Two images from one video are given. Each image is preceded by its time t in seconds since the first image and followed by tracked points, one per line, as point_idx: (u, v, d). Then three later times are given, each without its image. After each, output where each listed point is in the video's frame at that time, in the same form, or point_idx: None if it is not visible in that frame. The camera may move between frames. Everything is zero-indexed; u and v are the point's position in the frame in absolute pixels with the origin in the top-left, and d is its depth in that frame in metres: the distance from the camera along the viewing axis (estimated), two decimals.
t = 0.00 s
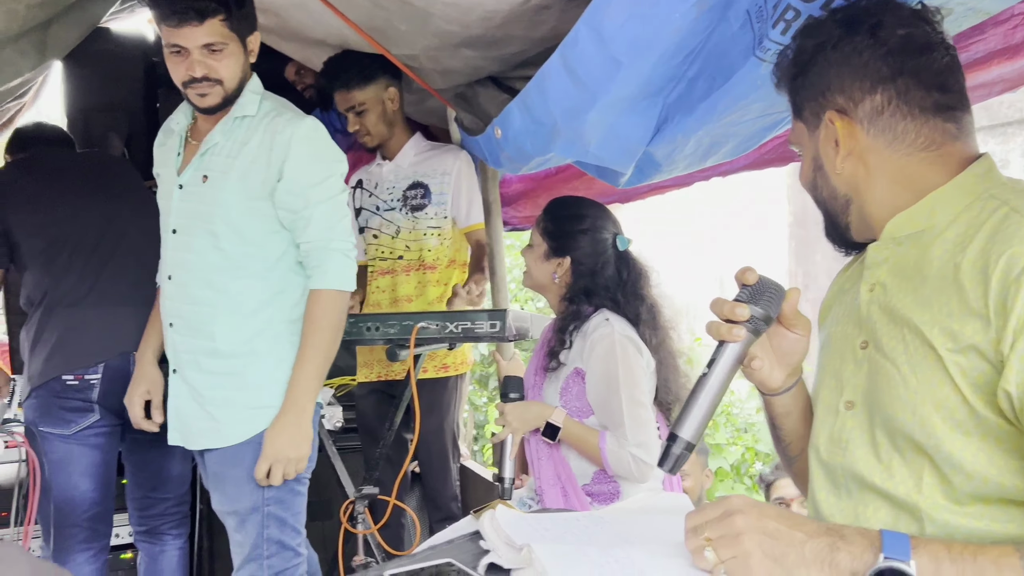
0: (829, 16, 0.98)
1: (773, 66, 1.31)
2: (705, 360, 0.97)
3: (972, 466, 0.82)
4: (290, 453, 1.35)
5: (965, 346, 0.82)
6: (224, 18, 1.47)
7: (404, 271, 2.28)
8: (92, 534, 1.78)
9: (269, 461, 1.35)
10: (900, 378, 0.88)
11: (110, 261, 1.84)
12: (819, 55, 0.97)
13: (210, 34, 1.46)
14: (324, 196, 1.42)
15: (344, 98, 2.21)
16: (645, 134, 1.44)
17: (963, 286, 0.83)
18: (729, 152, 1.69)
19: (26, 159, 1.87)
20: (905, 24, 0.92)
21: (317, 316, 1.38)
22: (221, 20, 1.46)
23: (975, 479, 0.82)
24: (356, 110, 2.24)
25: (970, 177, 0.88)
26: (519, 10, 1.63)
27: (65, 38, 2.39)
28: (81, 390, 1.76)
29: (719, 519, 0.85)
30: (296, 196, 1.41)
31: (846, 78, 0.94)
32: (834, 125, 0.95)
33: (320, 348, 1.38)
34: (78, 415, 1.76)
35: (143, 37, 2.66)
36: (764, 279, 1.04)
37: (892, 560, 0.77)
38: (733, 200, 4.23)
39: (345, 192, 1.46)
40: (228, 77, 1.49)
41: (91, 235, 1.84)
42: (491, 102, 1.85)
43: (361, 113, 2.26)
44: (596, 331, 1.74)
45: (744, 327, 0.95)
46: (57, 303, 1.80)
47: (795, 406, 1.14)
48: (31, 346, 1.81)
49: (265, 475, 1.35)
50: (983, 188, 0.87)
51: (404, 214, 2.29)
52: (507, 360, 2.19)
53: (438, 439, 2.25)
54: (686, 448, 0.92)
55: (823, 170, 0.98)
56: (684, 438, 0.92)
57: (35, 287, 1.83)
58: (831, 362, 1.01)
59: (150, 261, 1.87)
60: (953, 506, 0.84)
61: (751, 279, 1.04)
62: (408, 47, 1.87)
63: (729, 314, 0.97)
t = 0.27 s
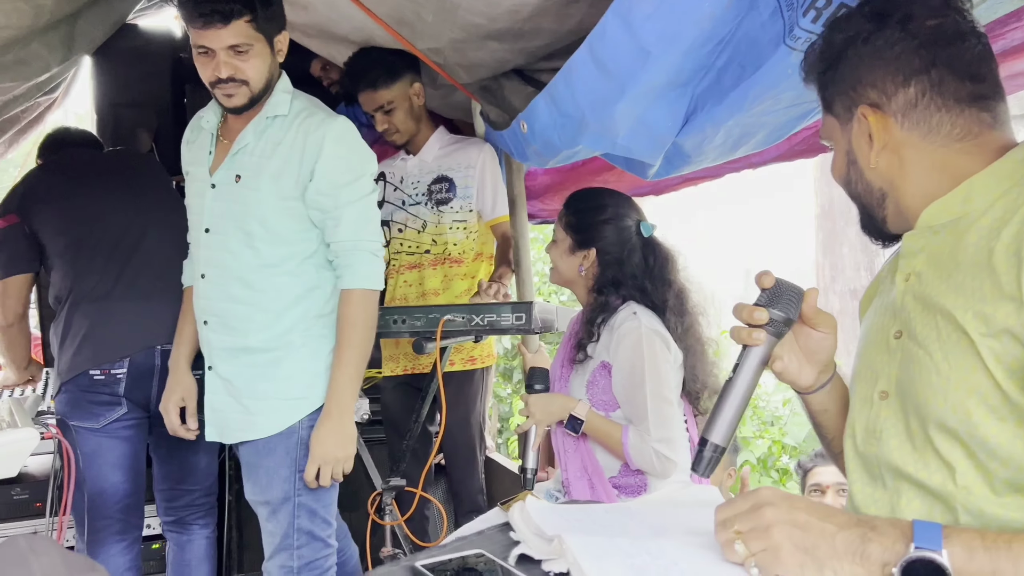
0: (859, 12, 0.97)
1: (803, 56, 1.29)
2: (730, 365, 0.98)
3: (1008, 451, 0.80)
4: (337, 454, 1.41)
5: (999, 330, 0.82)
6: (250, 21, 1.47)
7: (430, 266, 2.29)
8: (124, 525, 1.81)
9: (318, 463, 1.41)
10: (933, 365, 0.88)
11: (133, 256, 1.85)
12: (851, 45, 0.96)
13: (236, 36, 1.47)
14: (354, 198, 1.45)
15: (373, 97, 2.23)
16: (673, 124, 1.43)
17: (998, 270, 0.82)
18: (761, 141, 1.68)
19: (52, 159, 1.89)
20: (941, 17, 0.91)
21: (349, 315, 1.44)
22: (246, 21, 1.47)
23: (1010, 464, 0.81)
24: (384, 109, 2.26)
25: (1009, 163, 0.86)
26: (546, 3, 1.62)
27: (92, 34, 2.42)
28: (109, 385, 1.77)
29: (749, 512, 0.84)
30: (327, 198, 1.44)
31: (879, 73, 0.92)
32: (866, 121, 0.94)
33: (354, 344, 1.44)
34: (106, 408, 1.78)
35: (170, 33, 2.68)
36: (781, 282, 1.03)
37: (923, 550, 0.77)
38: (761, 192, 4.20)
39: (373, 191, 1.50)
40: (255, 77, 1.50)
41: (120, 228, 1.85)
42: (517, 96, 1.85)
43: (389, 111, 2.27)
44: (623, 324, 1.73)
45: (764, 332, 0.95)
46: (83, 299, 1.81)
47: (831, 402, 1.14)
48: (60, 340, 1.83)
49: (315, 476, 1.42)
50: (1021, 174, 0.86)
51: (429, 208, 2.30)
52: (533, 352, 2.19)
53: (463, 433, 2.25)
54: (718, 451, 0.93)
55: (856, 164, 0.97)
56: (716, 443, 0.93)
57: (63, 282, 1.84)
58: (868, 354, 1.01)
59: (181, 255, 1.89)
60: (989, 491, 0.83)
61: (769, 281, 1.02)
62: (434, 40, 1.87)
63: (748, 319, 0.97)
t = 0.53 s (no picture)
0: None
1: (838, 44, 1.29)
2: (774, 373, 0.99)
3: None
4: (363, 450, 1.43)
5: None
6: (284, 25, 1.50)
7: (459, 258, 2.29)
8: (159, 516, 1.83)
9: (345, 459, 1.43)
10: (974, 357, 0.86)
11: (161, 253, 1.84)
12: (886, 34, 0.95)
13: (270, 40, 1.49)
14: (384, 196, 1.47)
15: (402, 88, 2.22)
16: (706, 115, 1.42)
17: None
18: (795, 131, 1.66)
19: (85, 159, 1.91)
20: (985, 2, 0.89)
21: (380, 311, 1.46)
22: (280, 26, 1.50)
23: None
24: (413, 100, 2.25)
25: None
26: None
27: (131, 34, 2.46)
28: (142, 378, 1.79)
29: (788, 505, 0.83)
30: (358, 196, 1.46)
31: (919, 56, 0.91)
32: (908, 106, 0.93)
33: (384, 341, 1.45)
34: (140, 401, 1.80)
35: (201, 30, 2.71)
36: (816, 282, 1.02)
37: (967, 544, 0.77)
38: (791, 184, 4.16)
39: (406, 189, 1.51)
40: (289, 81, 1.53)
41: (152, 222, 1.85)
42: (545, 88, 1.84)
43: (418, 103, 2.26)
44: (654, 317, 1.72)
45: (803, 336, 0.95)
46: (115, 294, 1.81)
47: (875, 399, 1.13)
48: (94, 335, 1.84)
49: (343, 471, 1.44)
50: None
51: (458, 200, 2.30)
52: (563, 346, 2.18)
53: (494, 425, 2.25)
54: (771, 460, 0.95)
55: (896, 152, 0.96)
56: (767, 453, 0.95)
57: (94, 279, 1.85)
58: (908, 346, 0.99)
59: (215, 250, 1.91)
60: None
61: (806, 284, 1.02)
62: (462, 34, 1.87)
63: (787, 324, 0.97)
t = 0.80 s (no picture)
0: None
1: (883, 30, 1.26)
2: (818, 348, 0.95)
3: None
4: (396, 439, 1.45)
5: None
6: (327, 24, 1.55)
7: (496, 251, 2.29)
8: (201, 506, 1.86)
9: (378, 447, 1.45)
10: None
11: (197, 251, 1.85)
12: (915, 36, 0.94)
13: (313, 40, 1.54)
14: (423, 192, 1.49)
15: (437, 81, 2.23)
16: (746, 103, 1.40)
17: None
18: (838, 119, 1.64)
19: (128, 157, 1.94)
20: None
21: (419, 305, 1.48)
22: (323, 25, 1.54)
23: None
24: (449, 93, 2.26)
25: None
26: None
27: (172, 30, 2.49)
28: (182, 371, 1.82)
29: (831, 497, 0.82)
30: (398, 192, 1.49)
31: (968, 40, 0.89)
32: (954, 108, 0.90)
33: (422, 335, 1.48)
34: (179, 394, 1.83)
35: (240, 26, 2.74)
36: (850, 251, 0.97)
37: (1016, 534, 0.78)
38: (833, 174, 4.09)
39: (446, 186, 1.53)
40: (333, 80, 1.58)
41: (194, 217, 1.87)
42: (583, 80, 1.83)
43: (454, 96, 2.27)
44: (693, 308, 1.71)
45: (849, 308, 0.92)
46: (156, 289, 1.83)
47: (912, 367, 1.13)
48: (137, 328, 1.87)
49: (376, 461, 1.45)
50: None
51: (493, 194, 2.30)
52: (600, 339, 2.17)
53: (530, 419, 2.26)
54: (827, 437, 0.92)
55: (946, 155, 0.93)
56: (824, 430, 0.92)
57: (136, 275, 1.88)
58: (961, 333, 0.97)
59: (256, 244, 1.94)
60: None
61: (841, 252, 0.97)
62: (500, 25, 1.87)
63: (825, 298, 0.93)
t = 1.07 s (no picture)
0: None
1: (930, 17, 1.24)
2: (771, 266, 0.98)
3: None
4: (449, 433, 1.46)
5: None
6: (376, 22, 1.56)
7: (535, 245, 2.30)
8: (251, 499, 1.89)
9: (433, 441, 1.47)
10: None
11: (244, 248, 1.88)
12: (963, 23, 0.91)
13: (363, 36, 1.56)
14: (471, 188, 1.50)
15: (470, 72, 2.24)
16: (790, 95, 1.38)
17: None
18: (884, 109, 1.61)
19: (176, 156, 1.98)
20: None
21: (467, 299, 1.50)
22: (372, 23, 1.56)
23: None
24: (479, 84, 2.26)
25: None
26: None
27: (217, 30, 2.53)
28: (230, 365, 1.85)
29: (882, 492, 0.81)
30: (446, 188, 1.50)
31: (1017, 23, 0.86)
32: (1003, 108, 0.87)
33: (470, 330, 1.50)
34: (228, 388, 1.86)
35: (285, 26, 2.76)
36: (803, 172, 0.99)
37: None
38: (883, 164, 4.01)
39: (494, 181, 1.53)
40: (381, 75, 1.60)
41: (240, 214, 1.90)
42: (625, 72, 1.82)
43: (484, 88, 2.26)
44: (739, 301, 1.69)
45: (793, 226, 0.94)
46: (203, 285, 1.87)
47: (880, 291, 1.05)
48: (186, 323, 1.91)
49: (431, 453, 1.48)
50: None
51: (533, 187, 2.30)
52: (644, 333, 2.16)
53: (573, 413, 2.26)
54: (771, 342, 0.95)
55: (997, 158, 0.89)
56: (769, 336, 0.95)
57: (185, 272, 1.91)
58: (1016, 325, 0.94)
59: (302, 240, 1.96)
60: None
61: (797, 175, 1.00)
62: (540, 19, 1.86)
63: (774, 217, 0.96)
